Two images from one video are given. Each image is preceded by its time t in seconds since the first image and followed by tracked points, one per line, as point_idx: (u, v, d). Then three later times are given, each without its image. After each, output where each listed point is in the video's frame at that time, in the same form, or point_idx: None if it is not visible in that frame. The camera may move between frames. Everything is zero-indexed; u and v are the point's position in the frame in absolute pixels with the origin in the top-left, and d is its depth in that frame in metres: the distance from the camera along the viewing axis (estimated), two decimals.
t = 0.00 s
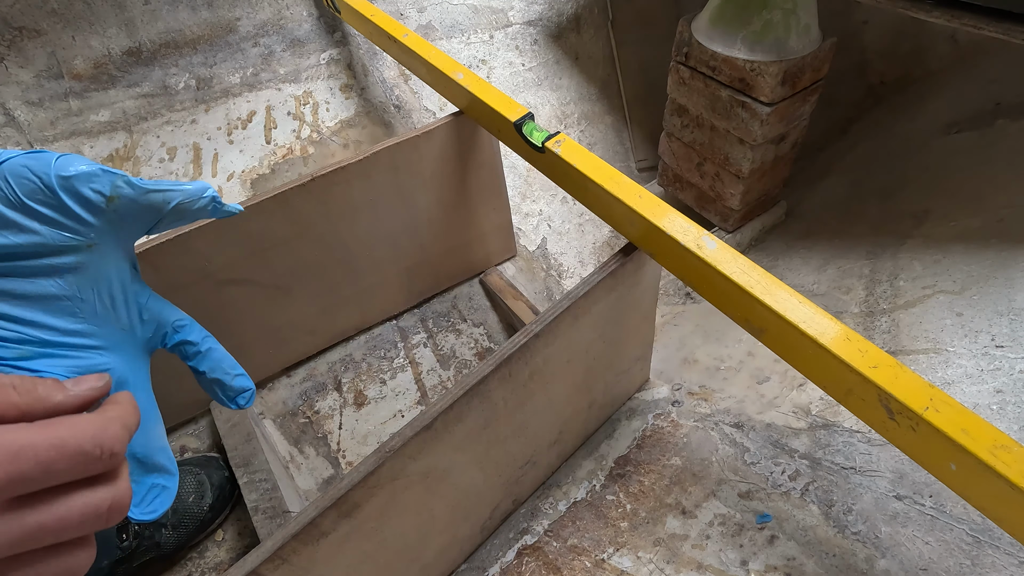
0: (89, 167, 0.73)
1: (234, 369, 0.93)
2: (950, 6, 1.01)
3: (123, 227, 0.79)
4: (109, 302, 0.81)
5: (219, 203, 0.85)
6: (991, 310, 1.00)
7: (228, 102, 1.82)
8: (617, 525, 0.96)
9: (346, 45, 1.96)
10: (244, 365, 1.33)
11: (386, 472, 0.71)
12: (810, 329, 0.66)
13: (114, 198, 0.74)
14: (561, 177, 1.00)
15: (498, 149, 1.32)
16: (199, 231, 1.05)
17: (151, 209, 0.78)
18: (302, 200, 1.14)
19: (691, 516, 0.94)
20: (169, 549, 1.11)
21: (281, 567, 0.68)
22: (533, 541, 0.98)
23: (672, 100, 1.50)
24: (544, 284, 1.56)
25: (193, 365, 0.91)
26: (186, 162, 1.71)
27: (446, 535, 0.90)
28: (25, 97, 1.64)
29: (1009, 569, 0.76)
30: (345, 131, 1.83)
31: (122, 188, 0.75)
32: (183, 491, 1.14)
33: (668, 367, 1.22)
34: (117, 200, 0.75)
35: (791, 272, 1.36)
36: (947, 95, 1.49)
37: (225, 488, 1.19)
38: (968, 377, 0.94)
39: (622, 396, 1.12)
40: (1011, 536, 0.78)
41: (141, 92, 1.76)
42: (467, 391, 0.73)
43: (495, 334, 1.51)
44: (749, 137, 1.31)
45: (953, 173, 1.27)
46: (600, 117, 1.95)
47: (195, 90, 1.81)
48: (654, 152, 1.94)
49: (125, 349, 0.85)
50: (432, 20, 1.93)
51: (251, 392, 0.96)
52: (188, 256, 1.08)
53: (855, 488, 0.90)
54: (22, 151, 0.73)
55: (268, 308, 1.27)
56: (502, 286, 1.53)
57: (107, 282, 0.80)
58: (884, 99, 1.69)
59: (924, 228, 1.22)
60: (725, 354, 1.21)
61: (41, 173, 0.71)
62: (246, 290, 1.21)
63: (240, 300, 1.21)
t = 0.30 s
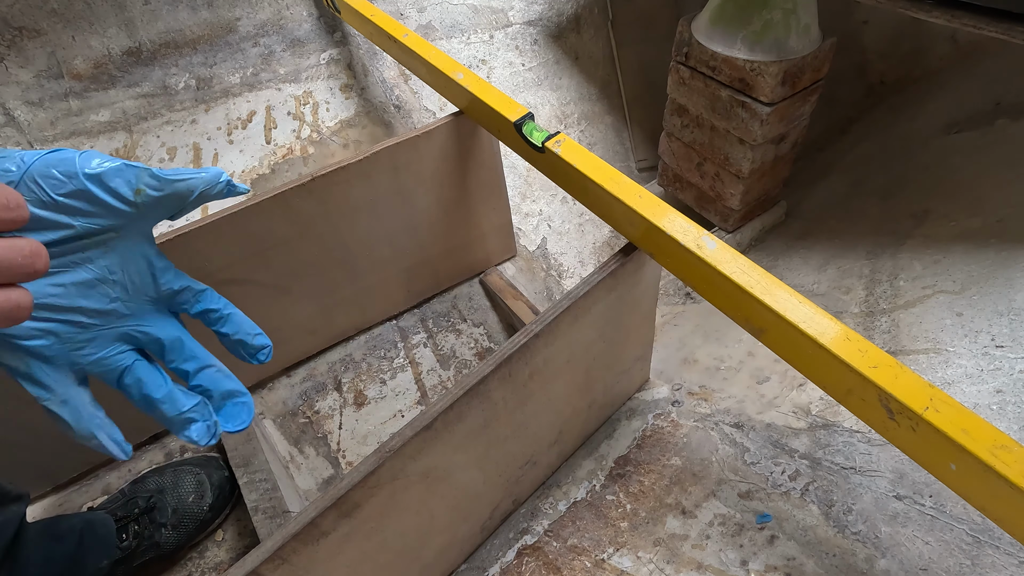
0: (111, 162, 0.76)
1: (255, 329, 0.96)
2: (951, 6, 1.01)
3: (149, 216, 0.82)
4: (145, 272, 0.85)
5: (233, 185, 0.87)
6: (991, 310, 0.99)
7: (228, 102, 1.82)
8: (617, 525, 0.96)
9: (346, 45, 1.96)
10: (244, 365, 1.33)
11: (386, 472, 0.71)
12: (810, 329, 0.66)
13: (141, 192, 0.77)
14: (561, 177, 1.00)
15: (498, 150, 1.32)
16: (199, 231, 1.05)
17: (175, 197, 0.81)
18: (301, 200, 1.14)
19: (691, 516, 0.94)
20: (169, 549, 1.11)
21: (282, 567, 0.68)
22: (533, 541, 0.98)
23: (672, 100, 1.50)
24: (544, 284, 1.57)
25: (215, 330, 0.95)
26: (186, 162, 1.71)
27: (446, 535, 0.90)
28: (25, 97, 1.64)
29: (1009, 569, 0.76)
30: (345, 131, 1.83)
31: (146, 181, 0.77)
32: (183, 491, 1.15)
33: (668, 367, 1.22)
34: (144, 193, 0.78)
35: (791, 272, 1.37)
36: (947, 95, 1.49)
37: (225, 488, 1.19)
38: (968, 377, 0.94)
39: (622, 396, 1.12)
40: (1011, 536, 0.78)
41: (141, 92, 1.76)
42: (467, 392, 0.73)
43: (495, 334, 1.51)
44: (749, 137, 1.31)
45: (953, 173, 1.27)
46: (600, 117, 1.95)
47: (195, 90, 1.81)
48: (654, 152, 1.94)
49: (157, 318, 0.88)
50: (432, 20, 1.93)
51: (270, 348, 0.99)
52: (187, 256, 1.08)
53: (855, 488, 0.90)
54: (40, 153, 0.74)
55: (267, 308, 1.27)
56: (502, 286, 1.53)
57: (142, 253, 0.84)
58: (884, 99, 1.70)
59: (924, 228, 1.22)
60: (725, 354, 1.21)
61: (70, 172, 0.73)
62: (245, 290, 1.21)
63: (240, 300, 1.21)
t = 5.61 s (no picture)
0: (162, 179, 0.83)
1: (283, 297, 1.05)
2: (951, 6, 1.00)
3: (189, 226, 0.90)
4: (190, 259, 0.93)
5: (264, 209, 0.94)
6: (991, 310, 0.99)
7: (228, 102, 1.82)
8: (617, 525, 0.96)
9: (346, 45, 1.96)
10: (244, 365, 1.33)
11: (386, 472, 0.71)
12: (810, 329, 0.66)
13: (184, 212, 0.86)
14: (561, 177, 1.00)
15: (498, 150, 1.32)
16: (199, 231, 1.05)
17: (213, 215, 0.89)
18: (302, 200, 1.14)
19: (691, 516, 0.94)
20: (163, 543, 1.11)
21: (281, 566, 0.68)
22: (533, 541, 0.98)
23: (672, 100, 1.50)
24: (544, 284, 1.56)
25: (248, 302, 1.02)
26: (187, 162, 1.71)
27: (446, 535, 0.90)
28: (25, 97, 1.64)
29: (1009, 569, 0.75)
30: (345, 131, 1.83)
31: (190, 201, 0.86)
32: (180, 487, 1.15)
33: (668, 367, 1.22)
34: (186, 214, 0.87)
35: (791, 272, 1.36)
36: (947, 95, 1.48)
37: (222, 486, 1.19)
38: (968, 377, 0.94)
39: (622, 396, 1.12)
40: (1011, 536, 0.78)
41: (141, 92, 1.76)
42: (467, 392, 0.73)
43: (495, 334, 1.50)
44: (749, 137, 1.31)
45: (953, 173, 1.27)
46: (600, 117, 1.95)
47: (195, 90, 1.81)
48: (655, 152, 1.94)
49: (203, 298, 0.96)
50: (432, 20, 1.93)
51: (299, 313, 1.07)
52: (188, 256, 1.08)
53: (855, 488, 0.90)
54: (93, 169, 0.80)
55: (267, 308, 1.27)
56: (502, 286, 1.53)
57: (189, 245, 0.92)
58: (884, 99, 1.70)
59: (924, 228, 1.22)
60: (725, 354, 1.21)
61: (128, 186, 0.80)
62: (245, 290, 1.21)
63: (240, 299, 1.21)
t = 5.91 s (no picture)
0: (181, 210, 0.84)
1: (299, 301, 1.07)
2: (951, 6, 1.00)
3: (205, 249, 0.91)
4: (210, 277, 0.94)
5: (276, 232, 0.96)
6: (991, 310, 0.99)
7: (228, 102, 1.82)
8: (617, 525, 0.96)
9: (346, 45, 1.96)
10: (244, 365, 1.33)
11: (386, 472, 0.71)
12: (810, 329, 0.66)
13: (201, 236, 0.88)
14: (561, 177, 1.00)
15: (498, 150, 1.32)
16: (199, 231, 1.05)
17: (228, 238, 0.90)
18: (302, 200, 1.14)
19: (691, 516, 0.94)
20: (159, 542, 1.11)
21: (282, 566, 0.68)
22: (533, 541, 0.98)
23: (672, 100, 1.50)
24: (544, 284, 1.56)
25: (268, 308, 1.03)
26: (186, 162, 1.71)
27: (446, 535, 0.90)
28: (25, 97, 1.63)
29: (1009, 569, 0.75)
30: (344, 131, 1.83)
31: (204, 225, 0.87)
32: (177, 485, 1.15)
33: (668, 367, 1.22)
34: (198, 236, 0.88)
35: (791, 272, 1.37)
36: (947, 95, 1.48)
37: (219, 485, 1.18)
38: (968, 377, 0.94)
39: (622, 396, 1.12)
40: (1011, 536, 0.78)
41: (141, 92, 1.76)
42: (467, 392, 0.73)
43: (495, 333, 1.50)
44: (749, 137, 1.31)
45: (953, 173, 1.27)
46: (600, 117, 1.95)
47: (195, 90, 1.81)
48: (655, 152, 1.94)
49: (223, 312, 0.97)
50: (432, 20, 1.93)
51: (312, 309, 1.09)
52: (187, 256, 1.08)
53: (855, 488, 0.90)
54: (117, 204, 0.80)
55: (267, 308, 1.27)
56: (502, 286, 1.53)
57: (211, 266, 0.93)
58: (884, 98, 1.70)
59: (924, 228, 1.22)
60: (725, 354, 1.21)
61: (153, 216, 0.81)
62: (245, 290, 1.21)
63: (240, 300, 1.21)
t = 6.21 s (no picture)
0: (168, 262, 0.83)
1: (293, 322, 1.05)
2: (951, 6, 1.00)
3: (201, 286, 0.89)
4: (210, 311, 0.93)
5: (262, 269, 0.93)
6: (991, 310, 0.99)
7: (228, 102, 1.83)
8: (617, 524, 0.96)
9: (346, 45, 1.96)
10: (245, 365, 1.33)
11: (386, 472, 0.71)
12: (810, 329, 0.66)
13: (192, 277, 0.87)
14: (561, 177, 1.00)
15: (498, 150, 1.32)
16: (199, 231, 1.05)
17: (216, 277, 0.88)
18: (302, 200, 1.14)
19: (691, 516, 0.94)
20: (158, 541, 1.11)
21: (281, 566, 0.68)
22: (533, 541, 0.98)
23: (672, 100, 1.50)
24: (544, 284, 1.56)
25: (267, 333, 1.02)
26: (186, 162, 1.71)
27: (446, 535, 0.90)
28: (25, 97, 1.64)
29: (1009, 569, 0.75)
30: (344, 131, 1.83)
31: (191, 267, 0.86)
32: (176, 484, 1.15)
33: (668, 367, 1.22)
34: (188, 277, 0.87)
35: (791, 272, 1.37)
36: (948, 95, 1.48)
37: (217, 484, 1.18)
38: (968, 377, 0.94)
39: (622, 396, 1.12)
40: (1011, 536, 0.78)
41: (141, 92, 1.76)
42: (467, 391, 0.73)
43: (495, 333, 1.50)
44: (749, 136, 1.31)
45: (954, 173, 1.27)
46: (599, 117, 1.95)
47: (195, 90, 1.81)
48: (655, 152, 1.94)
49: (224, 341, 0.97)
50: (432, 20, 1.93)
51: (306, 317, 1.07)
52: (187, 256, 1.08)
53: (855, 488, 0.90)
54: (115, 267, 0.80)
55: (267, 308, 1.27)
56: (502, 286, 1.53)
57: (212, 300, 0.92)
58: (884, 99, 1.70)
59: (924, 228, 1.21)
60: (725, 354, 1.21)
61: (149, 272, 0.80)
62: (245, 290, 1.21)
63: (240, 300, 1.21)
